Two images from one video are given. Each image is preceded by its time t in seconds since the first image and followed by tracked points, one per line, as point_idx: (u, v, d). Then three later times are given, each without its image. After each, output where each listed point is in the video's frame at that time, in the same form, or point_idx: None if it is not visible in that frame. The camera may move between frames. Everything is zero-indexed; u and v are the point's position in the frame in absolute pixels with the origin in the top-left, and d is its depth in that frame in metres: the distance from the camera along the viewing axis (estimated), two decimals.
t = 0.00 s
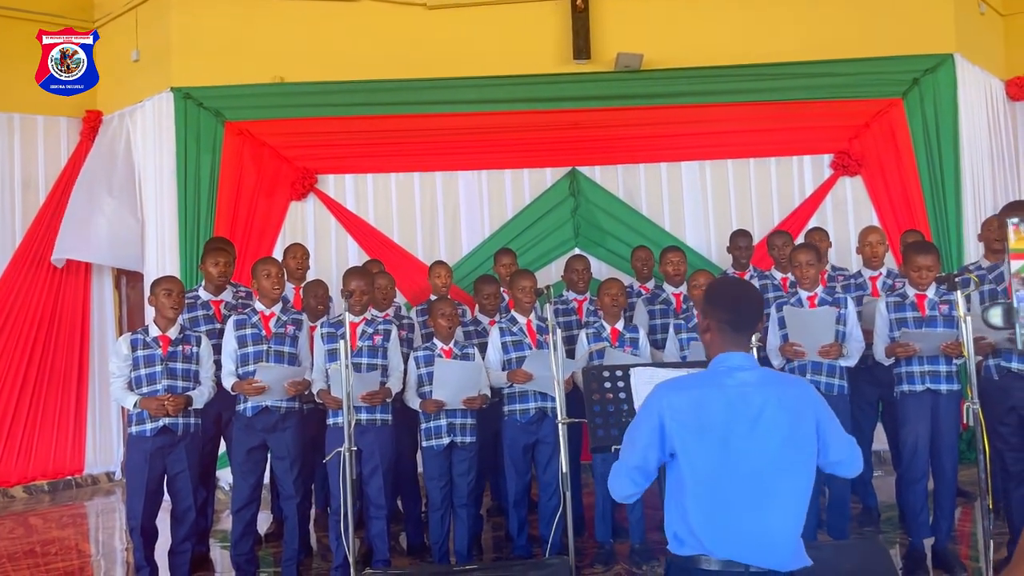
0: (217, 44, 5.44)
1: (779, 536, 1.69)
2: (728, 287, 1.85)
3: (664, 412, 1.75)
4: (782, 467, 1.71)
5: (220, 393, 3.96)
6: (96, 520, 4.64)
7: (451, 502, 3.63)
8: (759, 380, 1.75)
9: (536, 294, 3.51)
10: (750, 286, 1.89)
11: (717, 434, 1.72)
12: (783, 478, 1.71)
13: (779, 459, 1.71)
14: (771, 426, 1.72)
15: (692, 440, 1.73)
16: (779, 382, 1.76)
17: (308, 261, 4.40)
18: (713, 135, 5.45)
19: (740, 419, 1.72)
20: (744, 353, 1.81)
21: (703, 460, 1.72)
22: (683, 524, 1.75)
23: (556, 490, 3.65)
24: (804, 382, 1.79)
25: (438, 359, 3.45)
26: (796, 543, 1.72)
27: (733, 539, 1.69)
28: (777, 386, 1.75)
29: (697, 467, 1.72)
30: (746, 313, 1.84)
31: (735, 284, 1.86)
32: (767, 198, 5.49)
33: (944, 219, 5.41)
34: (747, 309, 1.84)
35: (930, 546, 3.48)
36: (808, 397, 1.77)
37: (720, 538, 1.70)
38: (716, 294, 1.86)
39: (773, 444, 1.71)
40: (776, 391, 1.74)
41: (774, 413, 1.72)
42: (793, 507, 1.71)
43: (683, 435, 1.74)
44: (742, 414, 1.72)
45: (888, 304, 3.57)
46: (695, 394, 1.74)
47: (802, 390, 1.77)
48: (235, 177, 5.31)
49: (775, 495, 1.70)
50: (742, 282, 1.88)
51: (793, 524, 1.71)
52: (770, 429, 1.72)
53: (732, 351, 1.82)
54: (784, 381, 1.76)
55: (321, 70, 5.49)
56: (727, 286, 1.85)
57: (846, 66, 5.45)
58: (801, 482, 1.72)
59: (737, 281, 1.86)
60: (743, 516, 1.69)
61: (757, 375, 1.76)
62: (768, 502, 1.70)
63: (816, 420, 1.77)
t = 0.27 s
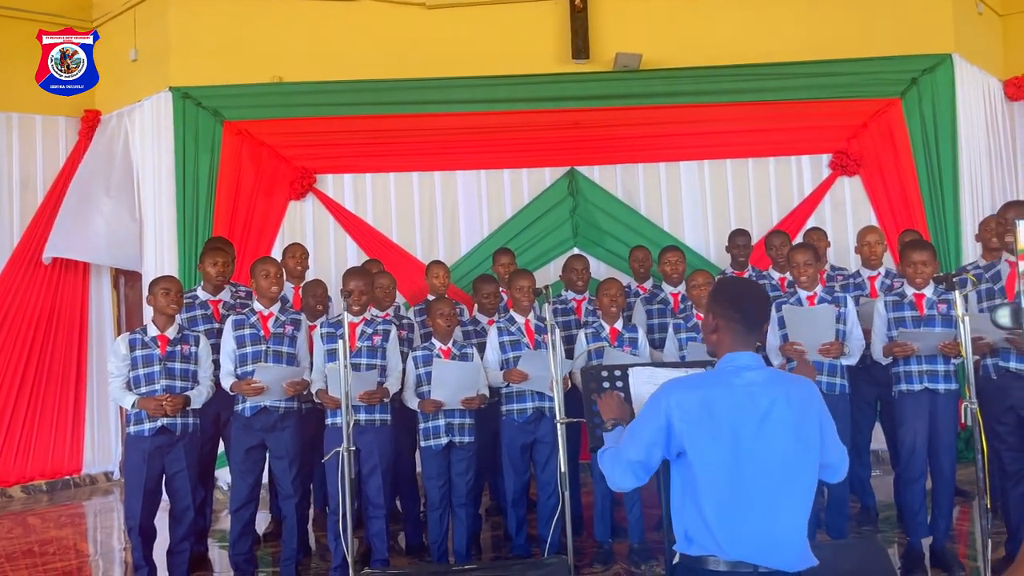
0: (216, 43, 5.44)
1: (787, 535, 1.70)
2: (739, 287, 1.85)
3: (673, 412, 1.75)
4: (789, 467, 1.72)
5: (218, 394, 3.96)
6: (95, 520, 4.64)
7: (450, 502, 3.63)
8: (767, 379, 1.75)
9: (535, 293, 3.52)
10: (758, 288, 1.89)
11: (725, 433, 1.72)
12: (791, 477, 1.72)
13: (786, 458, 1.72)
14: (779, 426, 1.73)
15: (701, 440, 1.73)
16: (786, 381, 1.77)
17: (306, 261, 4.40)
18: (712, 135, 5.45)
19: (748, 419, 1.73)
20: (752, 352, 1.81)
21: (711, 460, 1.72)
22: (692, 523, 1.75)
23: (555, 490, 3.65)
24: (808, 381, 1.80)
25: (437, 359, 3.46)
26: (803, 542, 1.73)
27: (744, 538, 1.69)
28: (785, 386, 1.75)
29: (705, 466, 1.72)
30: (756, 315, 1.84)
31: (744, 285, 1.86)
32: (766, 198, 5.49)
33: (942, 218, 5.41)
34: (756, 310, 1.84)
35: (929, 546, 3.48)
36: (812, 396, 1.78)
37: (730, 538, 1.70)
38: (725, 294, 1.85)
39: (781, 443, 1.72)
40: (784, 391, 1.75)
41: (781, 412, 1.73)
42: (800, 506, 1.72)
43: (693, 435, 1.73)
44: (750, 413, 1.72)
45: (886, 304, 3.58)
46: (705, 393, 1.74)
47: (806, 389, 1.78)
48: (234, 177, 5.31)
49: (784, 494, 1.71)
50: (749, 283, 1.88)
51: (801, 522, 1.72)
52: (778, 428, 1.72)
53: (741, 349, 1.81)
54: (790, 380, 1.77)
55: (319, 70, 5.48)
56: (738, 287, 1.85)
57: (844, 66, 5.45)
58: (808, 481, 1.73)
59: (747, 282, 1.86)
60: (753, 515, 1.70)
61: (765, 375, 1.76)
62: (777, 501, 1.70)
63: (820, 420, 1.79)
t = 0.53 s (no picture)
0: (213, 43, 5.43)
1: (789, 535, 1.70)
2: (743, 288, 1.85)
3: (673, 412, 1.74)
4: (791, 468, 1.71)
5: (215, 395, 3.95)
6: (91, 521, 4.63)
7: (447, 503, 3.63)
8: (768, 380, 1.75)
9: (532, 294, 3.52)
10: (762, 289, 1.89)
11: (727, 434, 1.72)
12: (793, 478, 1.71)
13: (788, 459, 1.72)
14: (780, 426, 1.72)
15: (702, 441, 1.72)
16: (786, 382, 1.76)
17: (305, 261, 4.40)
18: (709, 136, 5.46)
19: (750, 420, 1.72)
20: (753, 353, 1.81)
21: (712, 461, 1.71)
22: (693, 523, 1.76)
23: (552, 491, 3.65)
24: (808, 382, 1.80)
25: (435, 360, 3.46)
26: (804, 543, 1.74)
27: (745, 539, 1.69)
28: (786, 387, 1.75)
29: (707, 466, 1.72)
30: (760, 316, 1.84)
31: (748, 285, 1.85)
32: (763, 199, 5.49)
33: (939, 219, 5.41)
34: (760, 311, 1.84)
35: (926, 546, 3.49)
36: (812, 396, 1.78)
37: (731, 539, 1.70)
38: (729, 294, 1.85)
39: (783, 444, 1.72)
40: (784, 391, 1.74)
41: (783, 413, 1.73)
42: (802, 507, 1.72)
43: (693, 435, 1.73)
44: (752, 414, 1.72)
45: (884, 304, 3.58)
46: (705, 394, 1.73)
47: (807, 390, 1.78)
48: (231, 178, 5.30)
49: (785, 495, 1.71)
50: (753, 284, 1.88)
51: (803, 523, 1.72)
52: (780, 429, 1.72)
53: (744, 351, 1.81)
54: (791, 381, 1.77)
55: (317, 70, 5.48)
56: (741, 287, 1.85)
57: (841, 67, 5.46)
58: (810, 482, 1.73)
59: (751, 283, 1.86)
60: (754, 516, 1.70)
61: (766, 375, 1.76)
62: (778, 502, 1.70)
63: (820, 421, 1.79)
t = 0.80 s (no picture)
0: (210, 44, 5.43)
1: (783, 538, 1.71)
2: (740, 290, 1.85)
3: (667, 416, 1.76)
4: (786, 472, 1.71)
5: (212, 397, 3.95)
6: (88, 523, 4.63)
7: (444, 505, 3.63)
8: (764, 384, 1.75)
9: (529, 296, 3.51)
10: (758, 290, 1.89)
11: (722, 438, 1.72)
12: (787, 481, 1.71)
13: (784, 464, 1.71)
14: (775, 430, 1.72)
15: (696, 444, 1.73)
16: (783, 385, 1.76)
17: (302, 263, 4.40)
18: (706, 138, 5.47)
19: (744, 423, 1.72)
20: (748, 356, 1.81)
21: (706, 464, 1.72)
22: (687, 526, 1.78)
23: (549, 493, 3.65)
24: (806, 385, 1.79)
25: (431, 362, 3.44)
26: (800, 546, 1.74)
27: (738, 542, 1.71)
28: (782, 390, 1.75)
29: (701, 469, 1.72)
30: (757, 319, 1.84)
31: (745, 287, 1.85)
32: (760, 200, 5.50)
33: (935, 220, 5.43)
34: (757, 314, 1.84)
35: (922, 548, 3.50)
36: (809, 400, 1.77)
37: (725, 541, 1.71)
38: (726, 296, 1.84)
39: (778, 448, 1.71)
40: (780, 394, 1.74)
41: (778, 417, 1.72)
42: (797, 510, 1.72)
43: (687, 439, 1.74)
44: (748, 419, 1.72)
45: (880, 306, 3.59)
46: (699, 397, 1.74)
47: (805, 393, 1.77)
48: (228, 179, 5.30)
49: (780, 498, 1.71)
50: (750, 286, 1.88)
51: (798, 526, 1.73)
52: (775, 433, 1.72)
53: (738, 353, 1.82)
54: (787, 384, 1.76)
55: (313, 72, 5.48)
56: (738, 289, 1.84)
57: (837, 69, 5.47)
58: (805, 485, 1.73)
59: (748, 285, 1.86)
60: (747, 519, 1.70)
61: (762, 379, 1.76)
62: (772, 505, 1.71)
63: (818, 424, 1.78)
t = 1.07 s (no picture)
0: (206, 46, 5.43)
1: (773, 540, 1.71)
2: (728, 293, 1.85)
3: (656, 418, 1.75)
4: (776, 474, 1.72)
5: (208, 399, 3.95)
6: (83, 526, 4.62)
7: (440, 507, 3.63)
8: (754, 387, 1.75)
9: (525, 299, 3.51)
10: (746, 294, 1.89)
11: (711, 440, 1.72)
12: (777, 484, 1.72)
13: (774, 467, 1.72)
14: (764, 433, 1.72)
15: (685, 447, 1.73)
16: (774, 388, 1.76)
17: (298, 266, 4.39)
18: (702, 140, 5.48)
19: (733, 426, 1.72)
20: (738, 359, 1.81)
21: (695, 467, 1.73)
22: (678, 527, 1.79)
23: (545, 495, 3.65)
24: (797, 387, 1.79)
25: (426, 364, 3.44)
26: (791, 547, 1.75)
27: (728, 544, 1.72)
28: (772, 392, 1.75)
29: (690, 471, 1.73)
30: (746, 321, 1.84)
31: (733, 291, 1.85)
32: (755, 203, 5.51)
33: (931, 222, 5.44)
34: (746, 317, 1.84)
35: (917, 549, 3.50)
36: (801, 402, 1.77)
37: (714, 543, 1.72)
38: (715, 299, 1.84)
39: (767, 451, 1.72)
40: (770, 397, 1.74)
41: (767, 419, 1.73)
42: (786, 513, 1.72)
43: (676, 442, 1.74)
44: (736, 422, 1.72)
45: (875, 309, 3.60)
46: (688, 400, 1.74)
47: (796, 397, 1.77)
48: (224, 182, 5.30)
49: (769, 501, 1.71)
50: (738, 289, 1.88)
51: (789, 528, 1.72)
52: (764, 435, 1.72)
53: (727, 356, 1.81)
54: (777, 387, 1.76)
55: (309, 74, 5.48)
56: (727, 292, 1.85)
57: (832, 72, 5.49)
58: (795, 488, 1.73)
59: (737, 288, 1.86)
60: (737, 521, 1.71)
61: (753, 382, 1.76)
62: (762, 507, 1.71)
63: (810, 428, 1.78)
